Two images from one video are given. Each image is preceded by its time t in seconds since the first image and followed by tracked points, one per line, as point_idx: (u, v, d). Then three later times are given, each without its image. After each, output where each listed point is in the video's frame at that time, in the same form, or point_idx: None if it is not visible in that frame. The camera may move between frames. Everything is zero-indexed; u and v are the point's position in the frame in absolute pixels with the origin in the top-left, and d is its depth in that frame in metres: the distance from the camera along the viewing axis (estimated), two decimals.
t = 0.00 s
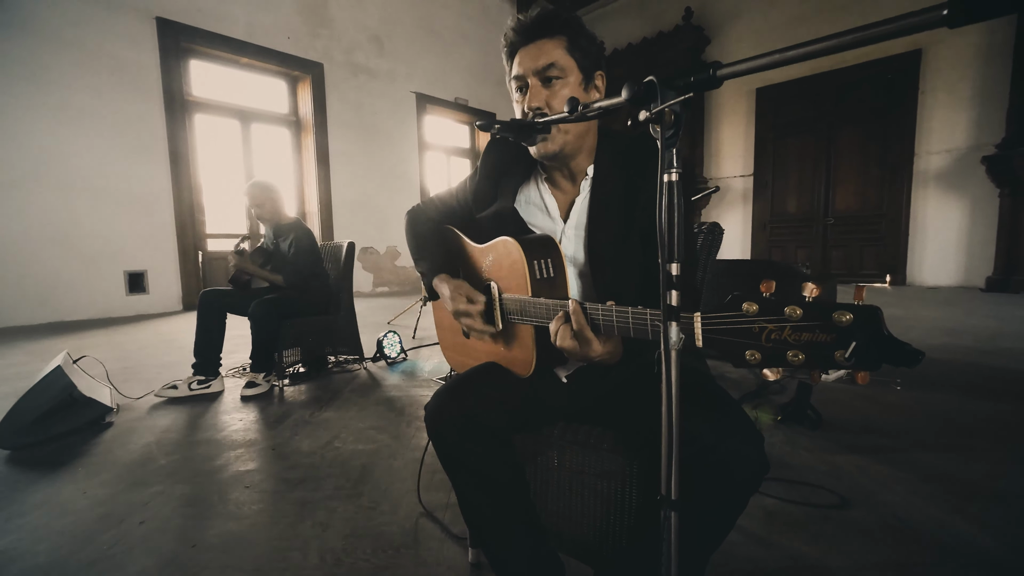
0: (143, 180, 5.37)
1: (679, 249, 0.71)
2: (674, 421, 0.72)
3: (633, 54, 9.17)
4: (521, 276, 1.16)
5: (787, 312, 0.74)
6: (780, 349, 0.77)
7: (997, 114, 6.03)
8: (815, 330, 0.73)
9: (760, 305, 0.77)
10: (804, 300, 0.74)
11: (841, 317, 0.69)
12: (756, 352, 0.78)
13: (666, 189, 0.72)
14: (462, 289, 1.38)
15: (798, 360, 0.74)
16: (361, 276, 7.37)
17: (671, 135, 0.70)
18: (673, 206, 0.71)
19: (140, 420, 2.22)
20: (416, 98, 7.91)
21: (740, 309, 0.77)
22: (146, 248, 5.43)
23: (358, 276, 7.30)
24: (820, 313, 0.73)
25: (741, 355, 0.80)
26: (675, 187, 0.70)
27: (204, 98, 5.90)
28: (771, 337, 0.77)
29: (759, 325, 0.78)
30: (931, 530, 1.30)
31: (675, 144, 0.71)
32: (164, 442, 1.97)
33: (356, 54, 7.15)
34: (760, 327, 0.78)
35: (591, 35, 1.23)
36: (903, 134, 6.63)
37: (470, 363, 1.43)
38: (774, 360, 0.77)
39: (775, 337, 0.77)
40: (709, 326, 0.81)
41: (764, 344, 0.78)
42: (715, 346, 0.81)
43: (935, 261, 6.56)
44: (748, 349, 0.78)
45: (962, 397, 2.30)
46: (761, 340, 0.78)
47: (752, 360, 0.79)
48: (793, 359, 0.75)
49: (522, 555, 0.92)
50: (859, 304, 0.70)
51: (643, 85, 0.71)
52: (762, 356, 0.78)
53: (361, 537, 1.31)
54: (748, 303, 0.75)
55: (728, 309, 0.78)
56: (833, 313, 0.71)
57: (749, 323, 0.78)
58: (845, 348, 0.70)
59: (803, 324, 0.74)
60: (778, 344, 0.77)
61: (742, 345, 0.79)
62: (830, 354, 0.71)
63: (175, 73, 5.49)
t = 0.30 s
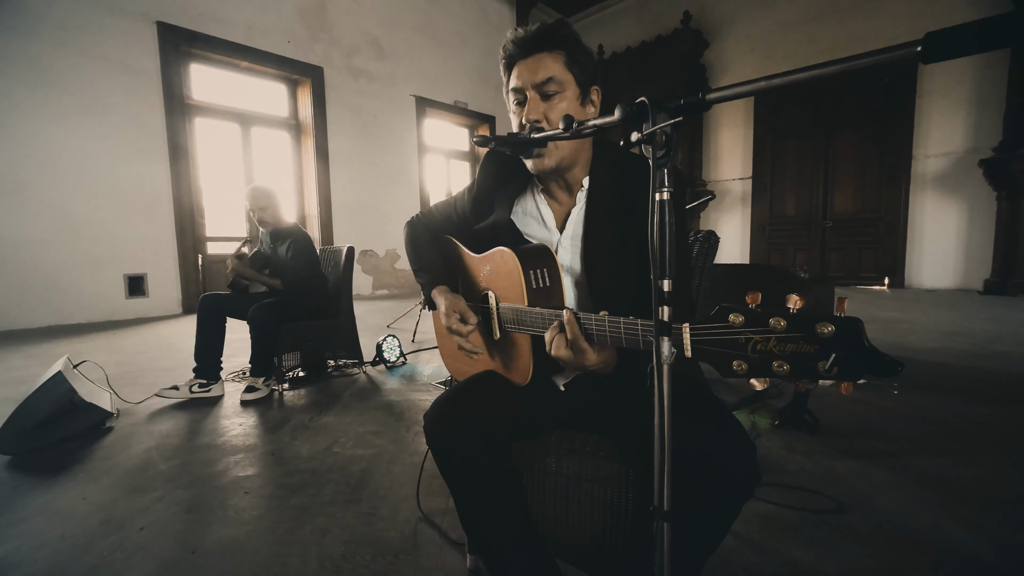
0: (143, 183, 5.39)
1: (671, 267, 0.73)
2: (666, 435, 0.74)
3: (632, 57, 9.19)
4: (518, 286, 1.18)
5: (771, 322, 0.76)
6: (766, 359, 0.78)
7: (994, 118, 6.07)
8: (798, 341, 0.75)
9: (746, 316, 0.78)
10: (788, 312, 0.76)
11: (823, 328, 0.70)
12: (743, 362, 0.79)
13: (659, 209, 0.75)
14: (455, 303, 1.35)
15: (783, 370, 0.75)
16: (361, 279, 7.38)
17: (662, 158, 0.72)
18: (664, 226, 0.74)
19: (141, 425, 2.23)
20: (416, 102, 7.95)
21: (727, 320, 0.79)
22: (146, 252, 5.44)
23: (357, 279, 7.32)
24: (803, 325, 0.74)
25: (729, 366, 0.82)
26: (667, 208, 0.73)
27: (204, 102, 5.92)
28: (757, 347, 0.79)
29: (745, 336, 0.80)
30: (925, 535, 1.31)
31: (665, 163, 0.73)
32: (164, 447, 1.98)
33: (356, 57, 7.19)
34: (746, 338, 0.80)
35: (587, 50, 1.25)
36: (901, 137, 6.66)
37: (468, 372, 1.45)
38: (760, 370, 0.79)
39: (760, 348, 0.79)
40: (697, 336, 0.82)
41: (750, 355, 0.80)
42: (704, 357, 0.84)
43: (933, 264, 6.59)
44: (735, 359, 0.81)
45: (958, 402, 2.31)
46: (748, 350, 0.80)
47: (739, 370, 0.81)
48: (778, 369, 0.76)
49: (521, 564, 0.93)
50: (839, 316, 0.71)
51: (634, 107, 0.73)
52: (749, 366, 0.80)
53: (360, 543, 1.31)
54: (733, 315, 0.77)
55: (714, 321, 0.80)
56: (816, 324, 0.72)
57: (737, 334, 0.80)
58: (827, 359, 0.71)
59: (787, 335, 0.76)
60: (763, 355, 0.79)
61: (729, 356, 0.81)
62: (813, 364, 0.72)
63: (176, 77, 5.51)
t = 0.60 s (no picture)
0: (143, 186, 5.41)
1: (658, 271, 0.75)
2: (655, 438, 0.76)
3: (631, 61, 9.23)
4: (512, 290, 1.20)
5: (754, 326, 0.78)
6: (749, 362, 0.81)
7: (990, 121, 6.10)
8: (779, 344, 0.78)
9: (731, 320, 0.80)
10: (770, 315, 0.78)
11: (804, 332, 0.75)
12: (728, 365, 0.81)
13: (647, 216, 0.76)
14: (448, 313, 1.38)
15: (767, 373, 0.78)
16: (361, 281, 7.39)
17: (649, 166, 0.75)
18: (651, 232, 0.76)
19: (140, 428, 2.24)
20: (415, 105, 7.98)
21: (712, 324, 0.81)
22: (145, 255, 5.45)
23: (357, 282, 7.33)
24: (785, 329, 0.77)
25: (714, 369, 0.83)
26: (655, 216, 0.74)
27: (203, 105, 5.95)
28: (741, 350, 0.81)
29: (730, 339, 0.81)
30: (918, 537, 1.32)
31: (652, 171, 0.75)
32: (163, 450, 1.99)
33: (356, 61, 7.21)
34: (731, 341, 0.81)
35: (580, 58, 1.28)
36: (899, 140, 6.68)
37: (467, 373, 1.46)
38: (744, 372, 0.81)
39: (745, 351, 0.81)
40: (683, 340, 0.84)
41: (735, 358, 0.82)
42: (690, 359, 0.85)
43: (931, 266, 6.61)
44: (720, 362, 0.82)
45: (954, 404, 2.33)
46: (732, 354, 0.82)
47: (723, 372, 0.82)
48: (762, 371, 0.79)
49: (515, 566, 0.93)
50: (821, 319, 0.75)
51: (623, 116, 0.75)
52: (734, 369, 0.82)
53: (358, 544, 1.33)
54: (719, 319, 0.79)
55: (700, 326, 0.81)
56: (796, 328, 0.76)
57: (721, 338, 0.81)
58: (807, 361, 0.75)
59: (770, 339, 0.79)
60: (747, 357, 0.81)
61: (714, 359, 0.82)
62: (795, 367, 0.76)
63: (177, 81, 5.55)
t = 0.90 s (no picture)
0: (144, 189, 5.43)
1: (651, 281, 0.77)
2: (647, 439, 0.78)
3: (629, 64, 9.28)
4: (506, 295, 1.22)
5: (733, 332, 0.81)
6: (729, 367, 0.83)
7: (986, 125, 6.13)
8: (756, 350, 0.81)
9: (712, 326, 0.82)
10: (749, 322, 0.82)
11: (779, 337, 0.79)
12: (710, 370, 0.83)
13: (638, 228, 0.79)
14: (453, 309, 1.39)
15: (746, 377, 0.81)
16: (361, 284, 7.41)
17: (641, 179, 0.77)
18: (644, 243, 0.78)
19: (142, 430, 2.25)
20: (415, 108, 8.01)
21: (695, 330, 0.83)
22: (145, 258, 5.47)
23: (357, 285, 7.35)
24: (762, 334, 0.80)
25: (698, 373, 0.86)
26: (647, 227, 0.77)
27: (204, 109, 5.98)
28: (721, 355, 0.83)
29: (711, 345, 0.84)
30: (910, 538, 1.34)
31: (644, 183, 0.77)
32: (165, 453, 2.01)
33: (355, 65, 7.25)
34: (712, 347, 0.84)
35: (571, 68, 1.31)
36: (896, 144, 6.72)
37: (464, 377, 1.48)
38: (724, 377, 0.84)
39: (724, 356, 0.83)
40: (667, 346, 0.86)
41: (716, 363, 0.84)
42: (673, 364, 0.87)
43: (929, 269, 6.64)
44: (702, 367, 0.84)
45: (948, 406, 2.35)
46: (713, 358, 0.84)
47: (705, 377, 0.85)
48: (740, 376, 0.82)
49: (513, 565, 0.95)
50: (795, 326, 0.79)
51: (614, 132, 0.78)
52: (714, 374, 0.84)
53: (359, 546, 1.34)
54: (702, 325, 0.81)
55: (684, 332, 0.83)
56: (772, 334, 0.80)
57: (703, 343, 0.84)
58: (781, 366, 0.80)
59: (748, 344, 0.81)
60: (727, 362, 0.83)
61: (696, 364, 0.85)
62: (772, 371, 0.80)
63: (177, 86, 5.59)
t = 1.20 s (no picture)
0: (146, 191, 5.46)
1: (656, 287, 0.80)
2: (652, 438, 0.81)
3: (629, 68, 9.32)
4: (512, 298, 1.24)
5: (735, 331, 0.83)
6: (731, 364, 0.86)
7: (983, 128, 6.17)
8: (757, 347, 0.84)
9: (714, 325, 0.84)
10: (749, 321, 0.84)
11: (779, 335, 0.81)
12: (713, 368, 0.86)
13: (644, 234, 0.82)
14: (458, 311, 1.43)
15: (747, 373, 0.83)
16: (361, 286, 7.43)
17: (645, 186, 0.80)
18: (651, 248, 0.81)
19: (146, 432, 2.27)
20: (415, 111, 8.05)
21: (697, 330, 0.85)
22: (147, 261, 5.50)
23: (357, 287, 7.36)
24: (763, 333, 0.83)
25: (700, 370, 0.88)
26: (653, 235, 0.80)
27: (206, 112, 6.02)
28: (723, 352, 0.86)
29: (713, 343, 0.86)
30: (909, 538, 1.36)
31: (649, 191, 0.80)
32: (171, 454, 2.03)
33: (356, 68, 7.29)
34: (714, 344, 0.86)
35: (573, 76, 1.34)
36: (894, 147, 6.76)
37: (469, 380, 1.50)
38: (727, 374, 0.86)
39: (726, 353, 0.86)
40: (671, 345, 0.87)
41: (718, 360, 0.86)
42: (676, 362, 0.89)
43: (927, 272, 6.67)
44: (705, 365, 0.86)
45: (946, 408, 2.37)
46: (716, 356, 0.86)
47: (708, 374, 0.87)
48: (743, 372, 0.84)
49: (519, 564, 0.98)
50: (794, 324, 0.81)
51: (620, 142, 0.81)
52: (717, 371, 0.86)
53: (365, 546, 1.36)
54: (705, 325, 0.84)
55: (687, 332, 0.85)
56: (772, 332, 0.83)
57: (705, 342, 0.86)
58: (781, 362, 0.82)
59: (749, 342, 0.84)
60: (728, 360, 0.86)
61: (699, 362, 0.87)
62: (772, 368, 0.83)
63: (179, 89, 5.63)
